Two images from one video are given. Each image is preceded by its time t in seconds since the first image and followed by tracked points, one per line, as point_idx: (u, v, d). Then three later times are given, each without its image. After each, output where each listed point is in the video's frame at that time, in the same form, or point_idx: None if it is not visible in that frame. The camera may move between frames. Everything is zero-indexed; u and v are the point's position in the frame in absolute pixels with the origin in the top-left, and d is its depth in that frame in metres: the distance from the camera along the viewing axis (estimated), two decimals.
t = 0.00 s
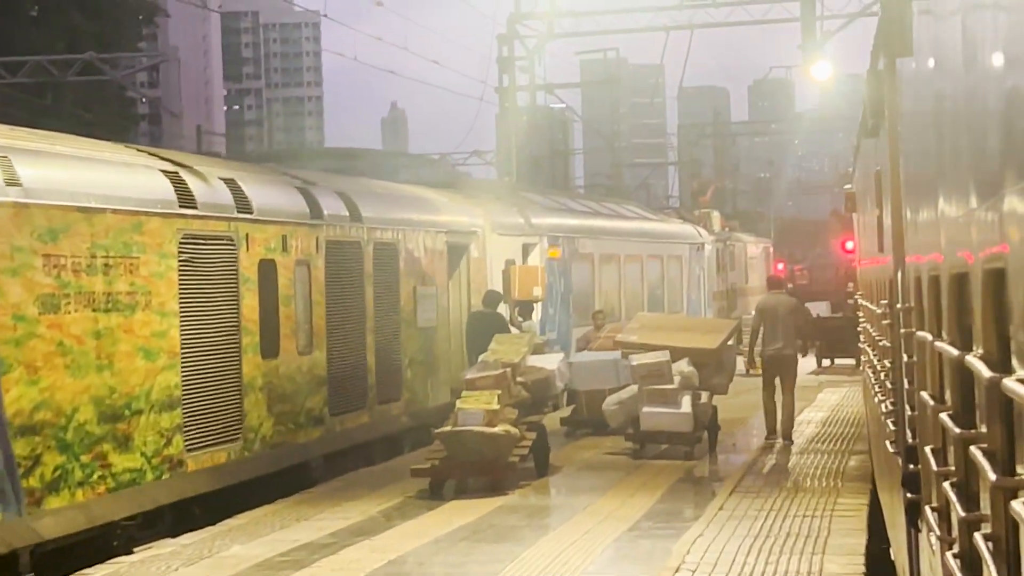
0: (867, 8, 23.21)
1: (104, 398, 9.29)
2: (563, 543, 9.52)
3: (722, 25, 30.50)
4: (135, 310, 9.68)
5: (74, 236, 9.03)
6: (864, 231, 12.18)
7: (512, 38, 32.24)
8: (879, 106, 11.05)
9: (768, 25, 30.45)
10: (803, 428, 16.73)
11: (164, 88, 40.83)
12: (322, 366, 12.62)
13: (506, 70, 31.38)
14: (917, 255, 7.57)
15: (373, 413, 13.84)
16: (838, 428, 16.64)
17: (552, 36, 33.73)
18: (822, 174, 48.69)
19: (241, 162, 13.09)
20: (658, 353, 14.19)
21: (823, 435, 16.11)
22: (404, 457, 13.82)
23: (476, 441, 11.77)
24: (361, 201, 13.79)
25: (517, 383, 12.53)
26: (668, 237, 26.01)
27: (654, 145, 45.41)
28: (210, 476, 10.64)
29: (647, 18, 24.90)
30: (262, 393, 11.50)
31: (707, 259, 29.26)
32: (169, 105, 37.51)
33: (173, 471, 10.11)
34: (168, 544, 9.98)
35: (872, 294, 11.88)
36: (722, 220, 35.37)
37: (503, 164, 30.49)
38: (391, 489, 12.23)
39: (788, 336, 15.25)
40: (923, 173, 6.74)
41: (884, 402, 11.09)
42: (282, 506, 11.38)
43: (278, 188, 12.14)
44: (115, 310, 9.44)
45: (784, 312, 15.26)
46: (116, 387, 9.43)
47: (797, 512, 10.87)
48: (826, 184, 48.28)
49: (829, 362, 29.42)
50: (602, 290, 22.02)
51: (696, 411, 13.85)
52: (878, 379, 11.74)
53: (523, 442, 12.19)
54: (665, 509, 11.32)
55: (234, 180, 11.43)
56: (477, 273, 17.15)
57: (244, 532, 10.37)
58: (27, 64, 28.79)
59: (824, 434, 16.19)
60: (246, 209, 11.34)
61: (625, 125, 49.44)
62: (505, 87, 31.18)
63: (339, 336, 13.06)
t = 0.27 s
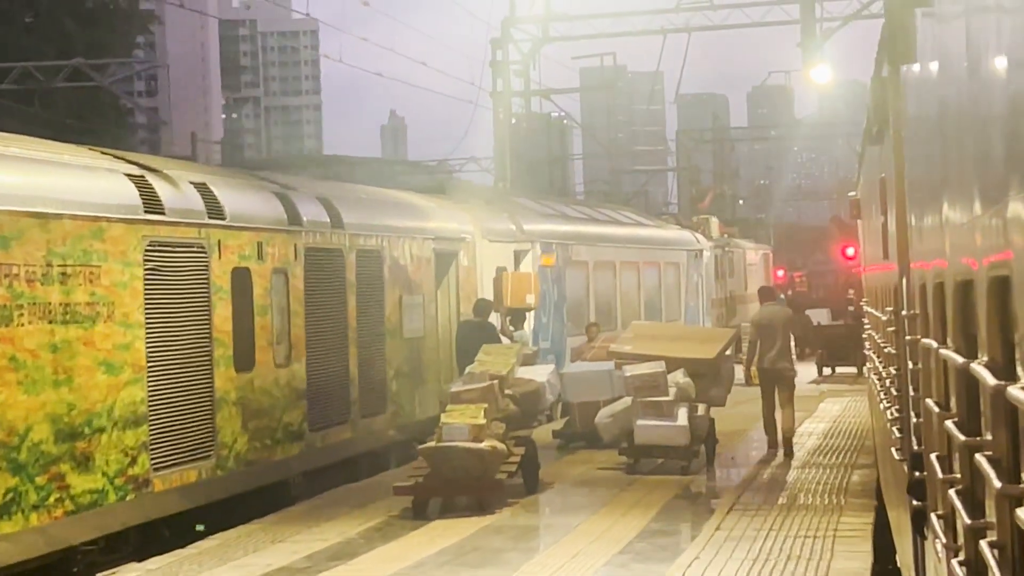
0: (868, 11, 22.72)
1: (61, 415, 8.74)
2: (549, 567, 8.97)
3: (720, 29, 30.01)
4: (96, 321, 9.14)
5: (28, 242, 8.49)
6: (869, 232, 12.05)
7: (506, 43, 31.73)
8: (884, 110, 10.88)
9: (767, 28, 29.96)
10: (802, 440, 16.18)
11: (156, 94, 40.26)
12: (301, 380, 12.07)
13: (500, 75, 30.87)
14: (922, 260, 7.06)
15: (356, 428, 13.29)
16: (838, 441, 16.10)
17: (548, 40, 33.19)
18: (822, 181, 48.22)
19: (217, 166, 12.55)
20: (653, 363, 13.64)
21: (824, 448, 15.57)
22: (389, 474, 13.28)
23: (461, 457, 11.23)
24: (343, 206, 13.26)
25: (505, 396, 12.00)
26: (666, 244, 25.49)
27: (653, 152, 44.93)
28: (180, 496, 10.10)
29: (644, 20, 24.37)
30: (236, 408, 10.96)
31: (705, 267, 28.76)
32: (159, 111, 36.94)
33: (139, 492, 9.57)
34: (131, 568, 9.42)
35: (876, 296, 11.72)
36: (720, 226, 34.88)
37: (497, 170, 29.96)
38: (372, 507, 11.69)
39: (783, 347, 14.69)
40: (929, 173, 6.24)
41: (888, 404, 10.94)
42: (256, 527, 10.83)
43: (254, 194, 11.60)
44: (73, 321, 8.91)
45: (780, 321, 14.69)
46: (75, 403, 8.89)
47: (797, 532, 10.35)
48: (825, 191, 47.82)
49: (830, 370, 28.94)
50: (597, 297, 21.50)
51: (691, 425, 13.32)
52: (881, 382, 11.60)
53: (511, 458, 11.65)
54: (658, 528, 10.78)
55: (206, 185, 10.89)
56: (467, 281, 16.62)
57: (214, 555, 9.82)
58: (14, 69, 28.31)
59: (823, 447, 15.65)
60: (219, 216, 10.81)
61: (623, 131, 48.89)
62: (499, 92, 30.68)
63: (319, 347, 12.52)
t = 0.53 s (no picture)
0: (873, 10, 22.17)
1: (15, 432, 8.18)
2: None
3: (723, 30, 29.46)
4: (55, 332, 8.60)
5: None
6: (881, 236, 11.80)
7: (504, 45, 31.18)
8: (895, 115, 10.77)
9: (771, 29, 29.41)
10: (807, 451, 15.63)
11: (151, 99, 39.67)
12: (282, 392, 11.53)
13: (499, 77, 30.32)
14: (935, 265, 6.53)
15: (341, 441, 12.74)
16: (844, 452, 15.55)
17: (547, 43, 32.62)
18: (826, 186, 47.66)
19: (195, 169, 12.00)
20: (652, 373, 13.07)
21: (828, 459, 15.02)
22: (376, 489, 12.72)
23: (449, 474, 10.70)
24: (327, 210, 12.71)
25: (495, 408, 11.45)
26: (667, 249, 24.95)
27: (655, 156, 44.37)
28: (150, 516, 9.55)
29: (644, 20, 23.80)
30: (211, 422, 10.41)
31: (707, 272, 28.21)
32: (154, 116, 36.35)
33: (105, 513, 9.02)
34: None
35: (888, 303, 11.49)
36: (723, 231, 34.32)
37: (496, 174, 29.40)
38: (356, 526, 11.14)
39: (782, 354, 14.13)
40: (941, 170, 5.74)
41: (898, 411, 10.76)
42: (232, 548, 10.29)
43: (231, 198, 11.07)
44: (30, 332, 8.36)
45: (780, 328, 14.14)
46: (32, 420, 8.34)
47: (802, 550, 9.82)
48: (829, 196, 47.27)
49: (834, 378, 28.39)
50: (596, 304, 20.96)
51: (692, 437, 12.78)
52: (890, 389, 11.43)
53: (502, 473, 11.10)
54: (656, 547, 10.24)
55: (179, 188, 10.35)
56: (460, 288, 16.08)
57: None
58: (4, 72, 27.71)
59: (828, 458, 15.09)
60: (193, 221, 10.28)
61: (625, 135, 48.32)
62: (498, 95, 30.11)
63: (302, 357, 11.96)
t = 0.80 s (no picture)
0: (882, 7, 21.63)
1: None
2: None
3: (728, 29, 28.87)
4: (10, 343, 8.08)
5: None
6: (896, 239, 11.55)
7: (505, 46, 30.63)
8: (907, 121, 10.69)
9: (776, 29, 28.85)
10: (815, 462, 15.05)
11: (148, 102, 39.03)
12: (262, 404, 10.98)
13: (500, 78, 29.76)
14: (952, 269, 6.00)
15: (328, 455, 12.18)
16: (852, 463, 14.97)
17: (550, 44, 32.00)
18: (833, 190, 47.11)
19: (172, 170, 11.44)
20: (652, 383, 12.48)
21: (836, 471, 14.44)
22: (364, 506, 12.16)
23: (438, 490, 10.15)
24: (312, 213, 12.17)
25: (486, 420, 10.91)
26: (670, 253, 24.42)
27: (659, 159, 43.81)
28: (119, 537, 9.00)
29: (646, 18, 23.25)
30: (185, 438, 9.86)
31: (711, 278, 27.65)
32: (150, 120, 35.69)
33: (68, 535, 8.47)
34: None
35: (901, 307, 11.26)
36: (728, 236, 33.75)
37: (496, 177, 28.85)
38: (340, 547, 10.58)
39: (787, 362, 13.57)
40: (956, 168, 5.37)
41: (911, 416, 10.52)
42: (207, 571, 9.74)
43: (208, 200, 10.53)
44: None
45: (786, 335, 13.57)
46: None
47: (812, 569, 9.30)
48: (837, 199, 46.71)
49: (842, 385, 27.82)
50: (597, 310, 20.41)
51: (694, 449, 12.23)
52: (903, 394, 11.22)
53: (494, 489, 10.55)
54: (657, 566, 9.70)
55: (151, 191, 9.82)
56: (454, 294, 15.52)
57: None
58: None
59: (836, 470, 14.52)
60: (165, 223, 9.74)
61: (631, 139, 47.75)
62: (499, 97, 29.56)
63: (285, 368, 11.41)
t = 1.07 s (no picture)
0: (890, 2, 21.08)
1: None
2: None
3: (734, 27, 28.28)
4: None
5: None
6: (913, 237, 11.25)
7: (507, 44, 30.07)
8: (919, 124, 10.53)
9: (782, 27, 28.29)
10: (823, 471, 14.47)
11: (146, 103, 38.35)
12: (241, 413, 10.43)
13: (502, 77, 29.16)
14: (966, 275, 5.71)
15: (312, 467, 11.62)
16: (862, 472, 14.40)
17: (553, 42, 31.38)
18: (841, 192, 46.52)
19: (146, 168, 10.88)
20: (653, 391, 11.89)
21: (845, 480, 13.86)
22: (350, 521, 11.59)
23: (424, 505, 9.59)
24: (295, 213, 11.62)
25: (476, 431, 10.35)
26: (675, 255, 23.85)
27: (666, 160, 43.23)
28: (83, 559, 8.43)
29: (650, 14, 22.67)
30: (156, 451, 9.30)
31: (717, 281, 27.08)
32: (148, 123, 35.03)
33: (24, 556, 7.90)
34: None
35: (919, 310, 10.99)
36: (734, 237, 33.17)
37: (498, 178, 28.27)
38: (322, 565, 10.01)
39: (794, 367, 13.00)
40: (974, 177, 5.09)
41: (925, 419, 10.22)
42: None
43: (182, 199, 9.99)
44: None
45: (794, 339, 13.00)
46: None
47: None
48: (845, 201, 46.11)
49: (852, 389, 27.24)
50: (598, 313, 19.82)
51: (697, 459, 11.66)
52: (919, 399, 10.93)
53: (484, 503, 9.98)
54: None
55: (119, 189, 9.27)
56: (448, 297, 14.95)
57: None
58: None
59: (845, 479, 13.94)
60: (133, 223, 9.20)
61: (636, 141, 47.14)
62: (501, 96, 28.99)
63: (267, 375, 10.86)
